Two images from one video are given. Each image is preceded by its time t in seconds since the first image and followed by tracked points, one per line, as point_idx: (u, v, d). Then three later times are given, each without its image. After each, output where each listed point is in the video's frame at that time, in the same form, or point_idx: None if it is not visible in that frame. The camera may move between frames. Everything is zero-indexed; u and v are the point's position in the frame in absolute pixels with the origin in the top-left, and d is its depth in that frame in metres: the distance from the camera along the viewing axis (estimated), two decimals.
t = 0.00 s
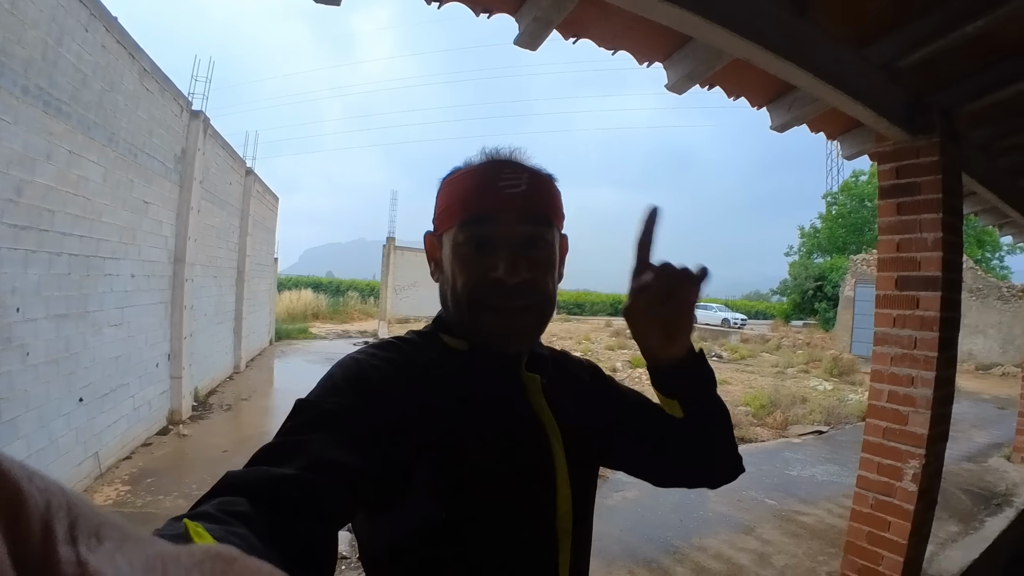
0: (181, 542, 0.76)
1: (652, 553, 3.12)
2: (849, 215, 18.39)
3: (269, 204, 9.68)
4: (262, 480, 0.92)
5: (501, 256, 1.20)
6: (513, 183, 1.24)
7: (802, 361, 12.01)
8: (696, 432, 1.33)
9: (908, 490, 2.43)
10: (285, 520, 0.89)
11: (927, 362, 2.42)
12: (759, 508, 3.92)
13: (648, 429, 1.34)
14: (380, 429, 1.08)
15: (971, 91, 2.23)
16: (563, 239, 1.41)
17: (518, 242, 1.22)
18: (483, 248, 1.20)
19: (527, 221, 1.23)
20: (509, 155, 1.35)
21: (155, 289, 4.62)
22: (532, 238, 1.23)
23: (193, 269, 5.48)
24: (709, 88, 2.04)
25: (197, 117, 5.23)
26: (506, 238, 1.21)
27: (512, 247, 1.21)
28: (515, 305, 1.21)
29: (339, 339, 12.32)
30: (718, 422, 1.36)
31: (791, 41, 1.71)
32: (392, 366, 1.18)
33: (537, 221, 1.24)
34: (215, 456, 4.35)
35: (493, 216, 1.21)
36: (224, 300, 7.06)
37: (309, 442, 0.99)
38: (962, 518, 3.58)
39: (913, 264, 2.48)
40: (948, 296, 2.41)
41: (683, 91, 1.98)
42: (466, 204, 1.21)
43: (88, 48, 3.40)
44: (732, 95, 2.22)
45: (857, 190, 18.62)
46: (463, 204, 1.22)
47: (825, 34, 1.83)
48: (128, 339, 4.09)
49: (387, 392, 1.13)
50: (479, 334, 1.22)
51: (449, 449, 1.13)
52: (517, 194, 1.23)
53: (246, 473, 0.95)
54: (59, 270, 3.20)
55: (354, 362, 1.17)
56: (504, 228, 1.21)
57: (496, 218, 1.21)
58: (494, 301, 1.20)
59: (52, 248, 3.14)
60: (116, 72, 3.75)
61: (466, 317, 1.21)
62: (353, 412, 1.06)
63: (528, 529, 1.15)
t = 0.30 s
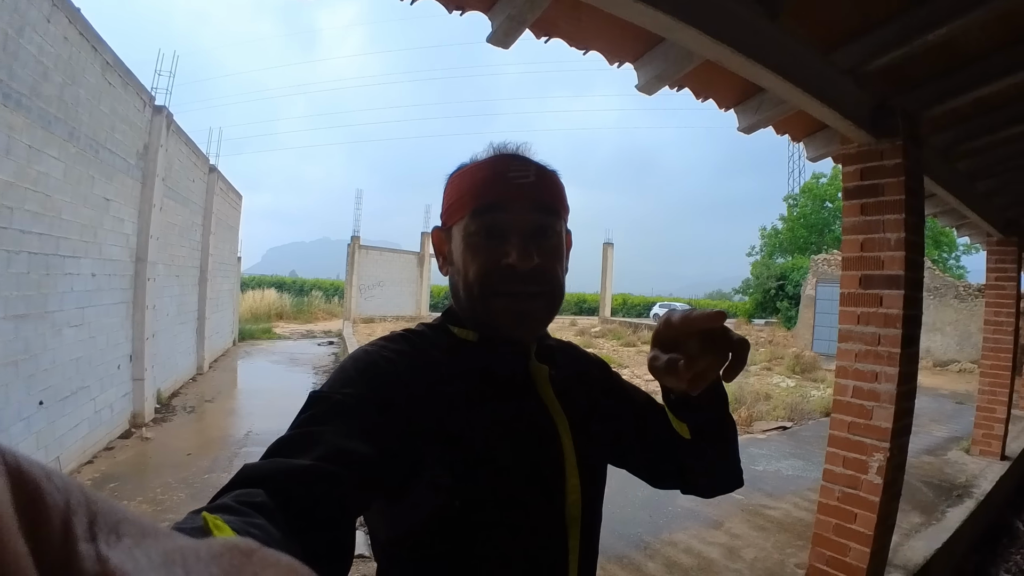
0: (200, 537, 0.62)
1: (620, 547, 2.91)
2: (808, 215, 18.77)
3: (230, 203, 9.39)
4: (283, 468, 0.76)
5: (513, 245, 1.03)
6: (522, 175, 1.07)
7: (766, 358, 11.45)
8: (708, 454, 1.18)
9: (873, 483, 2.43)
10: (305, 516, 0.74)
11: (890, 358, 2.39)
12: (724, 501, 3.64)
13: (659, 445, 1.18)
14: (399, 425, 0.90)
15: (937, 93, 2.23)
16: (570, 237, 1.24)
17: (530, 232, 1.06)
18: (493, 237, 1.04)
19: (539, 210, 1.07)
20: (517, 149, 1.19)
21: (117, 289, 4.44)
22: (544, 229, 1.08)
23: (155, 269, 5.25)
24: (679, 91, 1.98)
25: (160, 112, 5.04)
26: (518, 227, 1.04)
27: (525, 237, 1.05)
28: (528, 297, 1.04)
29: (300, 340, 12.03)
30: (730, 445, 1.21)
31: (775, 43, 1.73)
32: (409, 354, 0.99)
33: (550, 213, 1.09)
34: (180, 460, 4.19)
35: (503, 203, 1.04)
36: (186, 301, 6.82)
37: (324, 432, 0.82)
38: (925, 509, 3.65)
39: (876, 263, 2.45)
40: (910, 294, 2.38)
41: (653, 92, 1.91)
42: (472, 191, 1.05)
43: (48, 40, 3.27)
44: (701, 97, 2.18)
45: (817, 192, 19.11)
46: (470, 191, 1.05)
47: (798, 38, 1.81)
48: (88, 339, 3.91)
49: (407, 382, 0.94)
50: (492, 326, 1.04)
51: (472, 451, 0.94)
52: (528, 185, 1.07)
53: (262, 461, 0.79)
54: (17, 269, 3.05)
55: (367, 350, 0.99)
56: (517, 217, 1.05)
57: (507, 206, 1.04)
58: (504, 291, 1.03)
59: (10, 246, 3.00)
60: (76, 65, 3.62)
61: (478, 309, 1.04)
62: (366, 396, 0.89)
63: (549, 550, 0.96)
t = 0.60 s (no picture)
0: (186, 542, 0.60)
1: (599, 546, 2.91)
2: (784, 214, 19.07)
3: (204, 202, 9.22)
4: (269, 471, 0.74)
5: (495, 247, 1.01)
6: (503, 176, 1.06)
7: (741, 355, 11.59)
8: (690, 441, 1.17)
9: (848, 478, 2.47)
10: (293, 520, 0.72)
11: (865, 355, 2.43)
12: (702, 498, 3.68)
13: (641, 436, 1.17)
14: (384, 427, 0.88)
15: (913, 95, 2.27)
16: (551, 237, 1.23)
17: (513, 234, 1.04)
18: (475, 239, 1.02)
19: (522, 212, 1.06)
20: (500, 150, 1.18)
21: (87, 288, 4.33)
22: (528, 231, 1.06)
23: (127, 268, 5.12)
24: (656, 89, 2.00)
25: (133, 109, 4.93)
26: (500, 229, 1.03)
27: (507, 240, 1.03)
28: (512, 300, 1.02)
29: (276, 341, 11.86)
30: (713, 430, 1.20)
31: (752, 41, 1.75)
32: (390, 357, 0.97)
33: (533, 215, 1.08)
34: (153, 462, 4.11)
35: (483, 206, 1.03)
36: (158, 301, 6.67)
37: (307, 435, 0.80)
38: (899, 503, 3.72)
39: (851, 261, 2.49)
40: (884, 292, 2.42)
41: (630, 91, 1.92)
42: (453, 193, 1.04)
43: (19, 33, 3.19)
44: (677, 96, 2.19)
45: (792, 192, 19.42)
46: (451, 193, 1.04)
47: (774, 39, 1.83)
48: (59, 339, 3.80)
49: (391, 383, 0.92)
50: (475, 328, 1.03)
51: (458, 451, 0.93)
52: (510, 187, 1.06)
53: (246, 465, 0.77)
54: None
55: (348, 353, 0.97)
56: (499, 219, 1.03)
57: (487, 208, 1.03)
58: (486, 296, 1.01)
59: None
60: (48, 59, 3.53)
61: (459, 311, 1.03)
62: (349, 398, 0.87)
63: (538, 547, 0.95)
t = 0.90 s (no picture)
0: (173, 541, 0.60)
1: (586, 544, 2.94)
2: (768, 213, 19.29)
3: (188, 199, 9.10)
4: (255, 468, 0.75)
5: (485, 245, 1.03)
6: (493, 174, 1.07)
7: (726, 352, 11.72)
8: (678, 437, 1.19)
9: (835, 474, 2.52)
10: (283, 517, 0.73)
11: (850, 352, 2.48)
12: (689, 495, 3.72)
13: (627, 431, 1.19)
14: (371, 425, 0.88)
15: (898, 93, 2.32)
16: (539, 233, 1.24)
17: (501, 232, 1.05)
18: (465, 237, 1.03)
19: (511, 210, 1.07)
20: (489, 147, 1.19)
21: (70, 287, 4.26)
22: (516, 229, 1.07)
23: (109, 266, 5.05)
24: (643, 86, 2.02)
25: (115, 105, 4.86)
26: (489, 226, 1.04)
27: (497, 238, 1.05)
28: (500, 299, 1.03)
29: (261, 340, 11.75)
30: (699, 428, 1.22)
31: (736, 40, 1.77)
32: (378, 354, 0.98)
33: (522, 212, 1.09)
34: (137, 463, 4.06)
35: (473, 203, 1.04)
36: (142, 300, 6.59)
37: (296, 433, 0.81)
38: (883, 499, 3.79)
39: (836, 258, 2.54)
40: (869, 289, 2.47)
41: (617, 88, 1.94)
42: (443, 190, 1.05)
43: None
44: (664, 94, 2.22)
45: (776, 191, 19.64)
46: (440, 191, 1.05)
47: (759, 39, 1.86)
48: (41, 339, 3.74)
49: (378, 382, 0.93)
50: (463, 325, 1.04)
51: (444, 448, 0.94)
52: (499, 184, 1.07)
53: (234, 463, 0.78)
54: None
55: (335, 351, 0.97)
56: (488, 216, 1.04)
57: (477, 205, 1.04)
58: (475, 293, 1.02)
59: None
60: (29, 54, 3.46)
61: (449, 308, 1.04)
62: (337, 396, 0.88)
63: (525, 543, 0.96)
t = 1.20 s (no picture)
0: (164, 540, 0.59)
1: (581, 541, 2.94)
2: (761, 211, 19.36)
3: (180, 198, 9.04)
4: (248, 468, 0.74)
5: (483, 248, 1.02)
6: (490, 176, 1.06)
7: (718, 350, 11.77)
8: (672, 438, 1.19)
9: (827, 471, 2.53)
10: (275, 517, 0.72)
11: (842, 349, 2.49)
12: (682, 492, 3.74)
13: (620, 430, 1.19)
14: (365, 425, 0.87)
15: (890, 92, 2.33)
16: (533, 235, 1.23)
17: (499, 236, 1.05)
18: (463, 239, 1.02)
19: (508, 213, 1.06)
20: (486, 148, 1.18)
21: (62, 287, 4.22)
22: (513, 233, 1.07)
23: (102, 266, 5.00)
24: (636, 85, 2.02)
25: (107, 104, 4.81)
26: (487, 230, 1.03)
27: (494, 241, 1.04)
28: (496, 301, 1.03)
29: (253, 339, 11.69)
30: (692, 429, 1.22)
31: (731, 37, 1.77)
32: (371, 355, 0.97)
33: (519, 216, 1.08)
34: (130, 463, 4.02)
35: (471, 206, 1.03)
36: (134, 299, 6.53)
37: (288, 433, 0.80)
38: (876, 495, 3.82)
39: (828, 257, 2.55)
40: (861, 287, 2.49)
41: (610, 87, 1.94)
42: (440, 192, 1.03)
43: None
44: (657, 92, 2.22)
45: (768, 189, 19.72)
46: (437, 193, 1.04)
47: (753, 37, 1.86)
48: (33, 340, 3.70)
49: (372, 383, 0.92)
50: (459, 326, 1.03)
51: (439, 449, 0.93)
52: (498, 187, 1.06)
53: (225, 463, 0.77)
54: None
55: (328, 351, 0.96)
56: (486, 219, 1.04)
57: (475, 208, 1.03)
58: (471, 296, 1.02)
59: None
60: (20, 52, 3.42)
61: (445, 310, 1.03)
62: (330, 398, 0.86)
63: (518, 543, 0.96)
